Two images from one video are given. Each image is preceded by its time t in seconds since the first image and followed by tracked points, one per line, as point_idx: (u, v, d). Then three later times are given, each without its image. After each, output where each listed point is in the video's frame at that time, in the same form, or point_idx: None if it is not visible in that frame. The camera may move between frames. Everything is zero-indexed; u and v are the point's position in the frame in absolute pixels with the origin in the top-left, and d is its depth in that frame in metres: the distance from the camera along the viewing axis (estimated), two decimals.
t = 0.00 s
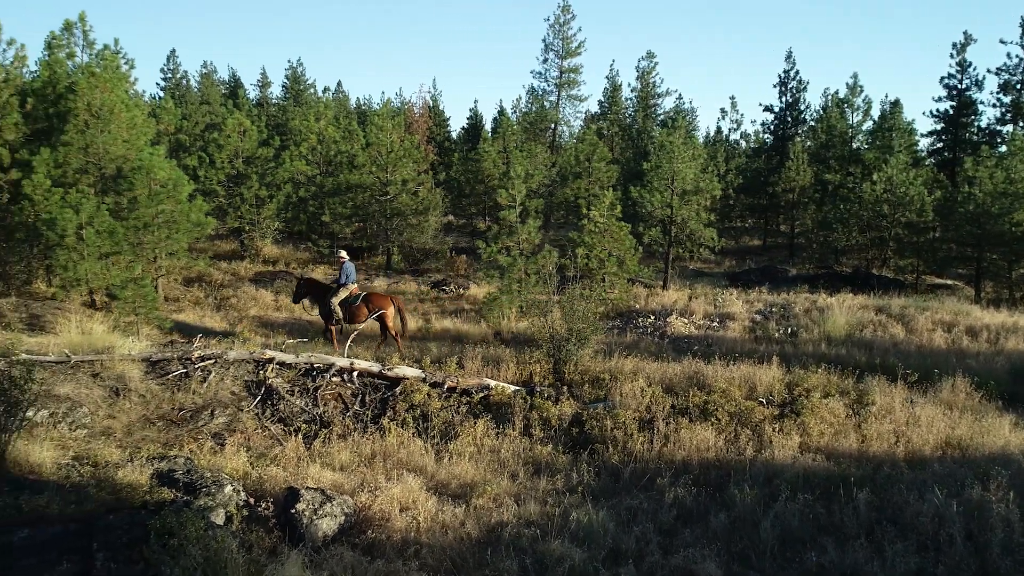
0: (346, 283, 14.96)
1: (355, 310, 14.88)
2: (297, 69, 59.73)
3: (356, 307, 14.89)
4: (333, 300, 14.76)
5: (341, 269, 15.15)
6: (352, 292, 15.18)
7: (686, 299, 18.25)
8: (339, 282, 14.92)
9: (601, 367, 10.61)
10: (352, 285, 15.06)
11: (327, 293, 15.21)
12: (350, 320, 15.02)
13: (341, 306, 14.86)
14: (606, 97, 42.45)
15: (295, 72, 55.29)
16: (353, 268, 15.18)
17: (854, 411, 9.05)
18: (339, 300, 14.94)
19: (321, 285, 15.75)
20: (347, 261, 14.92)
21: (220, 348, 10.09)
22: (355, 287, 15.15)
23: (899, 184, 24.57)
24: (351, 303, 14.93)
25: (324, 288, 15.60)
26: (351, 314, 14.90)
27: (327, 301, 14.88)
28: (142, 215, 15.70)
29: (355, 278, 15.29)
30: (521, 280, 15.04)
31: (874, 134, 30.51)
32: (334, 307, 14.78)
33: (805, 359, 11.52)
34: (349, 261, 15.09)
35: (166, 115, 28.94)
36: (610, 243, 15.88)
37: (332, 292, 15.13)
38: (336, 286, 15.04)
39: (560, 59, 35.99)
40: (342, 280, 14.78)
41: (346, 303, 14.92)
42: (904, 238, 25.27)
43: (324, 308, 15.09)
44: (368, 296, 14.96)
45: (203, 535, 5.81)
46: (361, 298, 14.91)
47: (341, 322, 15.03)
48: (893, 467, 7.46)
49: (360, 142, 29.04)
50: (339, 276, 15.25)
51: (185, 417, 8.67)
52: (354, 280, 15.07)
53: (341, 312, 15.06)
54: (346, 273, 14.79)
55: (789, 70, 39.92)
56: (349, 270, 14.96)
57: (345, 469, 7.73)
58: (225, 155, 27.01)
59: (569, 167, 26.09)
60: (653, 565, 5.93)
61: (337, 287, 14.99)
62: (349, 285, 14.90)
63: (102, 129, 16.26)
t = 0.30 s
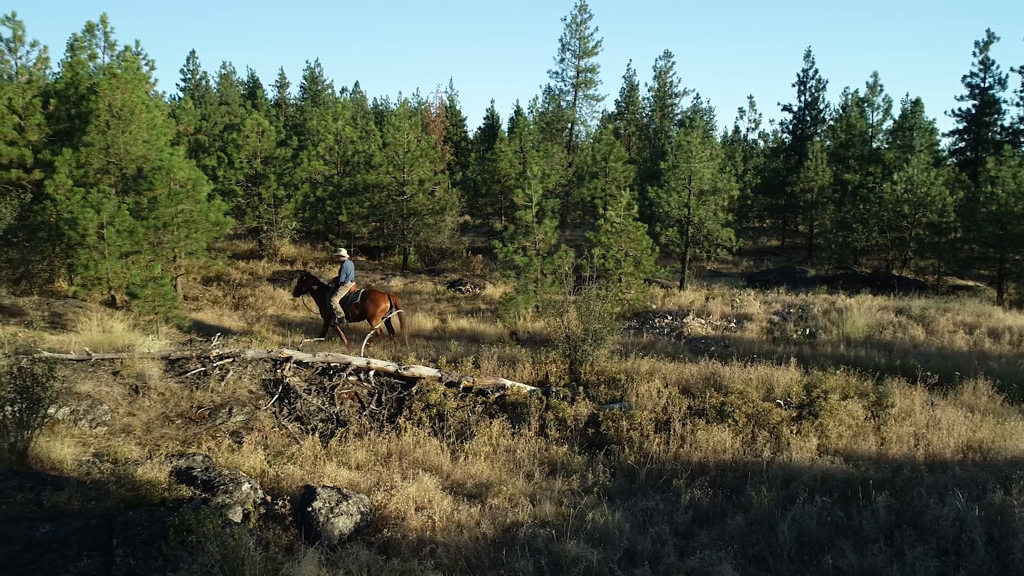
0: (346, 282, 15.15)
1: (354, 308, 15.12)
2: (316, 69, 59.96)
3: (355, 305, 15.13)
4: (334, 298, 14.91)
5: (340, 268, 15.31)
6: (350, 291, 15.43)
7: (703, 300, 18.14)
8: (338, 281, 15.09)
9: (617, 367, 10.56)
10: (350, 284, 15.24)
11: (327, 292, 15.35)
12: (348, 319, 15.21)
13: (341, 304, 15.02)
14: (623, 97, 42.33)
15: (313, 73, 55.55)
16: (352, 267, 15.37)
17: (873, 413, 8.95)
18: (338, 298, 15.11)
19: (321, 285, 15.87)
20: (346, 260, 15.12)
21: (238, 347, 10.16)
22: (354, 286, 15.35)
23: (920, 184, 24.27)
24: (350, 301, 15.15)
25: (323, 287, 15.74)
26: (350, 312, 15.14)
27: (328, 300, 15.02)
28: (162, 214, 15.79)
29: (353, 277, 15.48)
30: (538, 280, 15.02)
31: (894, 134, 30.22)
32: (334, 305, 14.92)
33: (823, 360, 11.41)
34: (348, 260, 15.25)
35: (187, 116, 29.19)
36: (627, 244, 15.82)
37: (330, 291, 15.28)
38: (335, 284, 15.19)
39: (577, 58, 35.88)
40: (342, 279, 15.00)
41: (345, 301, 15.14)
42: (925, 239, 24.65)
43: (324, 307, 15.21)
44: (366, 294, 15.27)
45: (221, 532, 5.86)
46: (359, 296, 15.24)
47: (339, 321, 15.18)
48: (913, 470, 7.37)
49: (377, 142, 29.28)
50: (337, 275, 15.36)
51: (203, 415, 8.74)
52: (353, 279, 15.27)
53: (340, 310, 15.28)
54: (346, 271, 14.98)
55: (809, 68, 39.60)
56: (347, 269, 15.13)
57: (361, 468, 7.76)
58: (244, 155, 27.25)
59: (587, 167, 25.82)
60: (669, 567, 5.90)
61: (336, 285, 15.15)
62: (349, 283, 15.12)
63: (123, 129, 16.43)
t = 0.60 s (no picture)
0: (343, 281, 15.11)
1: (349, 308, 15.03)
2: (332, 70, 60.18)
3: (350, 305, 15.05)
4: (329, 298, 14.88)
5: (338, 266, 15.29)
6: (348, 291, 15.28)
7: (719, 300, 18.04)
8: (335, 280, 15.06)
9: (632, 368, 10.52)
10: (347, 283, 15.19)
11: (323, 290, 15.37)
12: (343, 318, 15.20)
13: (335, 303, 15.02)
14: (639, 97, 42.15)
15: (330, 73, 55.76)
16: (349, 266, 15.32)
17: (891, 415, 8.86)
18: (334, 297, 15.09)
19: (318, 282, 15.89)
20: (343, 259, 15.07)
21: (254, 346, 10.27)
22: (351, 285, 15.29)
23: (940, 184, 23.98)
24: (346, 300, 15.09)
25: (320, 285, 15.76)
26: (345, 312, 15.08)
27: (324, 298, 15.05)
28: (179, 214, 15.93)
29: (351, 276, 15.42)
30: (553, 280, 15.01)
31: (913, 133, 29.93)
32: (329, 304, 14.94)
33: (840, 362, 11.30)
34: (346, 260, 15.23)
35: (205, 116, 29.39)
36: (642, 244, 15.75)
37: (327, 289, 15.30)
38: (332, 283, 15.19)
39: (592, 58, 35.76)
40: (338, 278, 14.92)
41: (341, 301, 15.08)
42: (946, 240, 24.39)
43: (319, 305, 15.26)
44: (362, 294, 15.09)
45: (236, 529, 5.91)
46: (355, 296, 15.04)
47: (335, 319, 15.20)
48: (931, 474, 7.28)
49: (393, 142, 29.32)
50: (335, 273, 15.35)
51: (220, 413, 8.81)
52: (349, 278, 15.21)
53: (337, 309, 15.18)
54: (342, 271, 14.96)
55: (827, 67, 39.28)
56: (344, 268, 15.09)
57: (375, 467, 7.79)
58: (261, 155, 27.40)
59: (603, 168, 25.71)
60: (683, 568, 5.88)
61: (333, 284, 15.14)
62: (344, 283, 15.03)
63: (142, 130, 16.58)
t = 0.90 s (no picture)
0: (336, 279, 15.13)
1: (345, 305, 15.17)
2: (347, 70, 60.39)
3: (345, 302, 15.19)
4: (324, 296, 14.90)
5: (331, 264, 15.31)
6: (340, 288, 15.33)
7: (734, 301, 17.94)
8: (329, 277, 15.07)
9: (646, 369, 10.47)
10: (341, 280, 15.25)
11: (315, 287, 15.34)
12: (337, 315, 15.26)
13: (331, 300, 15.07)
14: (653, 97, 41.98)
15: (345, 74, 55.97)
16: (343, 264, 15.40)
17: (907, 417, 8.78)
18: (328, 295, 15.12)
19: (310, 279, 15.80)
20: (338, 257, 15.11)
21: (268, 345, 10.33)
22: (344, 282, 15.34)
23: (958, 184, 23.69)
24: (340, 297, 15.17)
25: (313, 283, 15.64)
26: (340, 308, 15.16)
27: (317, 296, 15.04)
28: (196, 214, 16.10)
29: (343, 273, 15.49)
30: (567, 280, 14.99)
31: (932, 132, 29.70)
32: (323, 302, 14.94)
33: (856, 364, 11.21)
34: (340, 257, 15.31)
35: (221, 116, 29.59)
36: (656, 244, 15.70)
37: (320, 286, 15.27)
38: (325, 281, 15.17)
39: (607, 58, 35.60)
40: (334, 276, 14.97)
41: (334, 298, 15.15)
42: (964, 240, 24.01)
43: (312, 302, 15.21)
44: (356, 291, 15.23)
45: (251, 527, 5.95)
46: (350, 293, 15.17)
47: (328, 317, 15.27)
48: (949, 477, 7.20)
49: (407, 141, 29.68)
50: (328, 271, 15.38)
51: (235, 412, 8.87)
52: (343, 275, 15.27)
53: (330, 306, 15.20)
54: (337, 268, 14.99)
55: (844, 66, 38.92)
56: (339, 265, 15.14)
57: (389, 466, 7.81)
58: (277, 156, 27.55)
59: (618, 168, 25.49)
60: (696, 570, 5.85)
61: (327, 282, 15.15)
62: (339, 280, 15.09)
63: (159, 130, 16.71)
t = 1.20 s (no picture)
0: (335, 278, 15.15)
1: (343, 304, 15.11)
2: (363, 70, 60.64)
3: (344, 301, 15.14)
4: (323, 294, 14.85)
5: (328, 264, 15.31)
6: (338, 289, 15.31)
7: (749, 302, 17.83)
8: (328, 277, 15.06)
9: (660, 369, 10.41)
10: (339, 280, 15.26)
11: (312, 287, 15.31)
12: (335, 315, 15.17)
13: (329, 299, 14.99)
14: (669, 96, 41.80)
15: (361, 74, 56.14)
16: (340, 265, 15.45)
17: (926, 420, 8.69)
18: (326, 294, 15.04)
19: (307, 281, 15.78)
20: (335, 258, 15.15)
21: (285, 344, 10.42)
22: (343, 282, 15.32)
23: (978, 184, 23.40)
24: (338, 297, 15.11)
25: (311, 284, 15.56)
26: (338, 308, 15.07)
27: (316, 295, 14.96)
28: (213, 213, 16.07)
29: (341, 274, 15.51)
30: (582, 280, 14.95)
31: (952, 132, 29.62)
32: (322, 301, 14.86)
33: (874, 365, 11.10)
34: (337, 258, 15.35)
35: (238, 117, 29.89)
36: (672, 244, 15.63)
37: (317, 286, 15.21)
38: (323, 281, 15.14)
39: (622, 58, 35.46)
40: (333, 275, 14.98)
41: (333, 297, 15.07)
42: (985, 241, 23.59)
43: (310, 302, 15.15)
44: (355, 290, 15.22)
45: (267, 525, 5.98)
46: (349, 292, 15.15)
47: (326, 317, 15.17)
48: (968, 480, 7.10)
49: (422, 142, 29.50)
50: (325, 271, 15.40)
51: (251, 410, 8.92)
52: (341, 275, 15.30)
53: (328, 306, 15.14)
54: (335, 267, 15.02)
55: (862, 66, 38.54)
56: (337, 265, 15.17)
57: (404, 465, 7.83)
58: (293, 156, 27.62)
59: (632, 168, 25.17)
60: (711, 573, 5.81)
61: (325, 281, 15.13)
62: (338, 280, 15.11)
63: (177, 131, 16.83)
